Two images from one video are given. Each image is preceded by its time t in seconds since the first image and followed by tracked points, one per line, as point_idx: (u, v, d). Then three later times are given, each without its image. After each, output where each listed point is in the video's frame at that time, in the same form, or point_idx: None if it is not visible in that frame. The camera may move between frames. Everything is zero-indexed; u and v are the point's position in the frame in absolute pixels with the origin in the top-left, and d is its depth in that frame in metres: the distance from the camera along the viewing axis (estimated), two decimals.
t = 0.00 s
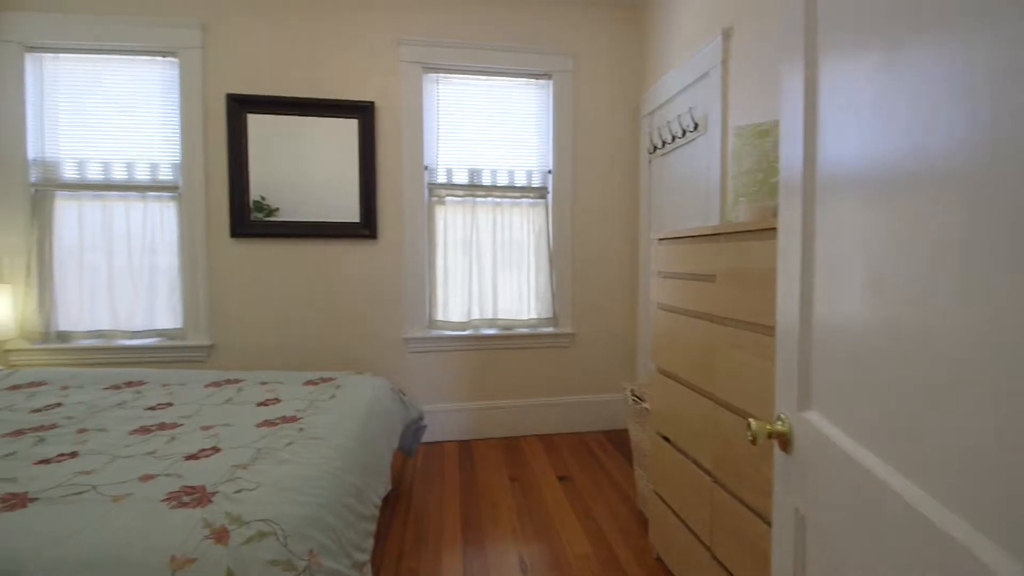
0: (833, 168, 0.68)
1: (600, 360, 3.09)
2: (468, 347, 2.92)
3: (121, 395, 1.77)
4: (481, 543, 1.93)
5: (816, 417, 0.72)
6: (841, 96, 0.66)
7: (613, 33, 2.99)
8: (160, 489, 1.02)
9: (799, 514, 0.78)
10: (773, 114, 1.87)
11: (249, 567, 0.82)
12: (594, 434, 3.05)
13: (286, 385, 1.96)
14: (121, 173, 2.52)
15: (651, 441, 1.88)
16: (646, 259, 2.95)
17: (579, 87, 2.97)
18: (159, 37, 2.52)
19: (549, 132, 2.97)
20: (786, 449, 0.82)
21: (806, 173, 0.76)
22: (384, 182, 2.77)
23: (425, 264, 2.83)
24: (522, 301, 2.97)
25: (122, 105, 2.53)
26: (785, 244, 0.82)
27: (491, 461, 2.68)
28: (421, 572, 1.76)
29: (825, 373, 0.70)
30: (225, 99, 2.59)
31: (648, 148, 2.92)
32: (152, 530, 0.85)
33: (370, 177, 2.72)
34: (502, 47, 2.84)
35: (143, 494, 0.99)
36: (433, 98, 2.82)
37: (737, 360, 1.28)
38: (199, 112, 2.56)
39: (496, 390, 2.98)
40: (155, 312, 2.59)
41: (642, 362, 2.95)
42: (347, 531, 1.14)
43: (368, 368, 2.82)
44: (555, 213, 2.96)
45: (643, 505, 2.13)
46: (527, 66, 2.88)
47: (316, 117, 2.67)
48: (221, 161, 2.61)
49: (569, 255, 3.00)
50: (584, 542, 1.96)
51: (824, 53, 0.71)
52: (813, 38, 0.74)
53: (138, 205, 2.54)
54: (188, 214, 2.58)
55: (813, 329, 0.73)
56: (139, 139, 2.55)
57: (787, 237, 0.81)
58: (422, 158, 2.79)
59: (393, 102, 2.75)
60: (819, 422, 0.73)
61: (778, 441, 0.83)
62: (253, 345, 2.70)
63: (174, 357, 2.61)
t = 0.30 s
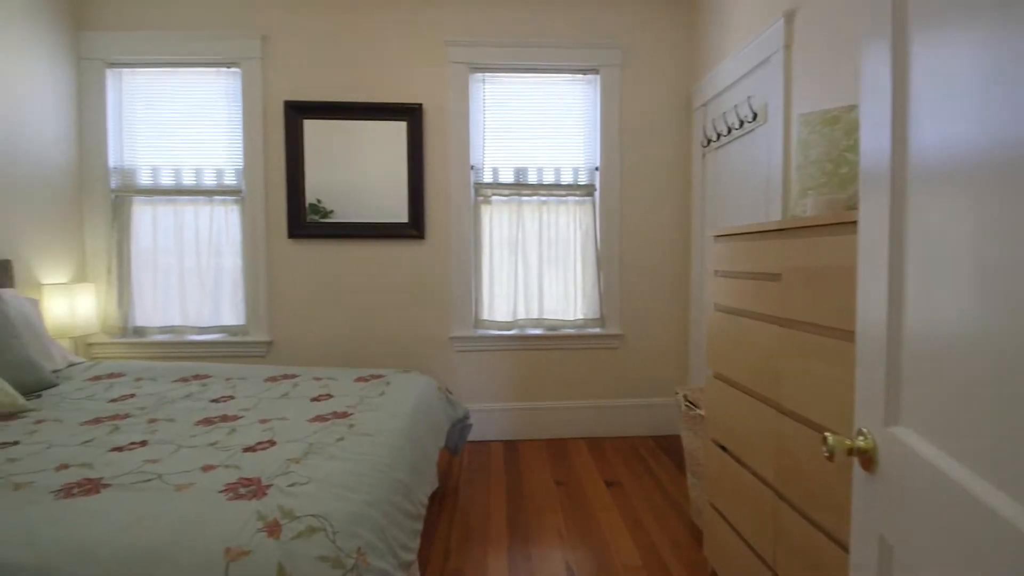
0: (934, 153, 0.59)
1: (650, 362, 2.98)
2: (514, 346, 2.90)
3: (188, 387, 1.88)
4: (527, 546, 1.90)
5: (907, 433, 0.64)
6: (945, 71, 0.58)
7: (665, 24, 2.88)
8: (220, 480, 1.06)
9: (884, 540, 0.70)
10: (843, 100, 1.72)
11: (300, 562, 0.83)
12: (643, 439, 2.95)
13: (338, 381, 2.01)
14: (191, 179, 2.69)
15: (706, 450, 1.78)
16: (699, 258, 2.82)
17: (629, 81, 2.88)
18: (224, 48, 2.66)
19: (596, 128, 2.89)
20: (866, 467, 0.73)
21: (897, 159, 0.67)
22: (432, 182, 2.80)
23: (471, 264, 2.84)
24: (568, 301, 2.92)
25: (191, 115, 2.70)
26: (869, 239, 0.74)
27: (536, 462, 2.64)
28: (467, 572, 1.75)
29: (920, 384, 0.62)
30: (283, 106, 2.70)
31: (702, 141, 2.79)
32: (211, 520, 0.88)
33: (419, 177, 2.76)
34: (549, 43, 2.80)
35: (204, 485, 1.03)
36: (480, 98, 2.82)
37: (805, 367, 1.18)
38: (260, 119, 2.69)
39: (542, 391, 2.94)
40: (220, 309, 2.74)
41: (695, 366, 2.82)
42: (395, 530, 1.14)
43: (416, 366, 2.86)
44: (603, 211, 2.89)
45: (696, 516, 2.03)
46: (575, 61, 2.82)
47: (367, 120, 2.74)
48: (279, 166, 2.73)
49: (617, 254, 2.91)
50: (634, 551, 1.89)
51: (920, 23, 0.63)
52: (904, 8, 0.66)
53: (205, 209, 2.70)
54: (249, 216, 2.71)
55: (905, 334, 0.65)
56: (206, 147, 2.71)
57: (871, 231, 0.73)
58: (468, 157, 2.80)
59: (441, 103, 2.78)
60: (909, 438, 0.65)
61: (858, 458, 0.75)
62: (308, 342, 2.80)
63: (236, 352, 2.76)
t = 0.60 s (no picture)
0: None
1: (706, 365, 2.85)
2: (563, 346, 2.85)
3: (253, 380, 1.98)
4: (577, 551, 1.86)
5: None
6: None
7: (723, 10, 2.73)
8: (279, 471, 1.09)
9: None
10: (931, 80, 1.55)
11: (354, 557, 0.83)
12: (699, 445, 2.82)
13: (390, 377, 2.05)
14: (256, 183, 2.84)
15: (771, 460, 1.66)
16: (761, 256, 2.65)
17: (684, 71, 2.75)
18: (285, 58, 2.79)
19: (649, 122, 2.79)
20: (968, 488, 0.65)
21: (1017, 136, 0.58)
22: (481, 181, 2.80)
23: (520, 263, 2.82)
24: (619, 300, 2.83)
25: (257, 122, 2.85)
26: (979, 229, 0.64)
27: (587, 465, 2.58)
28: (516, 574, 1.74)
29: None
30: (340, 111, 2.80)
31: (764, 132, 2.62)
32: (270, 509, 0.91)
33: (468, 177, 2.77)
34: (600, 36, 2.73)
35: (265, 475, 1.07)
36: (529, 95, 2.80)
37: (890, 374, 1.07)
38: (318, 124, 2.80)
39: (592, 392, 2.88)
40: (282, 307, 2.88)
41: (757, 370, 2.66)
42: (446, 529, 1.13)
43: (465, 364, 2.88)
44: (656, 208, 2.78)
45: (759, 530, 1.91)
46: (627, 54, 2.73)
47: (418, 122, 2.78)
48: (336, 169, 2.83)
49: (671, 252, 2.80)
50: (690, 563, 1.80)
51: None
52: None
53: (269, 211, 2.85)
54: (308, 217, 2.83)
55: None
56: (269, 152, 2.85)
57: (980, 223, 0.63)
58: (518, 156, 2.78)
59: (491, 102, 2.78)
60: None
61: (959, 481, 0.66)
62: (362, 338, 2.89)
63: (296, 348, 2.89)
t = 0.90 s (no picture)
0: None
1: (767, 369, 2.68)
2: (614, 347, 2.77)
3: (310, 374, 2.06)
4: (629, 560, 1.79)
5: None
6: None
7: None
8: (333, 464, 1.12)
9: None
10: None
11: (404, 554, 0.83)
12: (759, 454, 2.66)
13: (440, 374, 2.07)
14: (315, 185, 2.96)
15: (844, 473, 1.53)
16: (831, 253, 2.46)
17: (744, 57, 2.60)
18: (341, 63, 2.88)
19: (705, 113, 2.66)
20: None
21: None
22: (529, 178, 2.78)
23: (569, 261, 2.77)
24: (673, 300, 2.72)
25: (315, 127, 2.97)
26: None
27: (638, 471, 2.50)
28: None
29: None
30: (392, 113, 2.86)
31: (835, 119, 2.43)
32: (324, 502, 0.92)
33: (516, 174, 2.75)
34: (653, 26, 2.63)
35: (320, 467, 1.09)
36: (579, 90, 2.74)
37: (993, 384, 0.94)
38: (372, 127, 2.88)
39: (643, 395, 2.78)
40: (337, 304, 2.98)
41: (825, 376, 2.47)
42: (495, 530, 1.11)
43: (514, 363, 2.87)
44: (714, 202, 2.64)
45: (829, 548, 1.76)
46: (681, 43, 2.62)
47: (467, 121, 2.80)
48: (389, 170, 2.89)
49: (729, 249, 2.65)
50: None
51: None
52: None
53: (326, 212, 2.96)
54: (362, 217, 2.92)
55: None
56: (326, 155, 2.96)
57: None
58: (567, 152, 2.73)
59: (539, 98, 2.74)
60: None
61: None
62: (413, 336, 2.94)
63: (351, 343, 2.98)
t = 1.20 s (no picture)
0: None
1: (825, 374, 2.52)
2: (658, 348, 2.69)
3: (356, 371, 2.11)
4: (674, 570, 1.72)
5: None
6: None
7: None
8: (377, 460, 1.13)
9: None
10: None
11: (445, 554, 0.82)
12: (815, 464, 2.50)
13: (481, 373, 2.07)
14: (361, 187, 3.05)
15: (913, 489, 1.41)
16: (898, 250, 2.29)
17: (799, 44, 2.46)
18: (385, 67, 2.95)
19: (756, 105, 2.53)
20: None
21: None
22: (570, 176, 2.74)
23: (611, 260, 2.71)
24: (721, 300, 2.61)
25: (361, 131, 3.05)
26: None
27: (684, 477, 2.40)
28: None
29: None
30: (434, 114, 2.90)
31: (901, 106, 2.25)
32: (368, 498, 0.94)
33: (557, 172, 2.72)
34: (700, 15, 2.53)
35: (364, 462, 1.11)
36: (622, 85, 2.68)
37: None
38: (415, 128, 2.93)
39: (689, 398, 2.68)
40: (382, 303, 3.05)
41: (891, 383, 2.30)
42: (537, 533, 1.09)
43: (555, 363, 2.84)
44: (766, 198, 2.52)
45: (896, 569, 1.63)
46: (730, 32, 2.50)
47: (508, 119, 2.79)
48: (431, 170, 2.93)
49: (782, 246, 2.52)
50: None
51: None
52: None
53: (371, 213, 3.04)
54: (406, 218, 2.97)
55: None
56: (372, 158, 3.04)
57: None
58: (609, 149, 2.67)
59: (581, 95, 2.70)
60: None
61: None
62: (454, 334, 2.97)
63: (394, 341, 3.05)
